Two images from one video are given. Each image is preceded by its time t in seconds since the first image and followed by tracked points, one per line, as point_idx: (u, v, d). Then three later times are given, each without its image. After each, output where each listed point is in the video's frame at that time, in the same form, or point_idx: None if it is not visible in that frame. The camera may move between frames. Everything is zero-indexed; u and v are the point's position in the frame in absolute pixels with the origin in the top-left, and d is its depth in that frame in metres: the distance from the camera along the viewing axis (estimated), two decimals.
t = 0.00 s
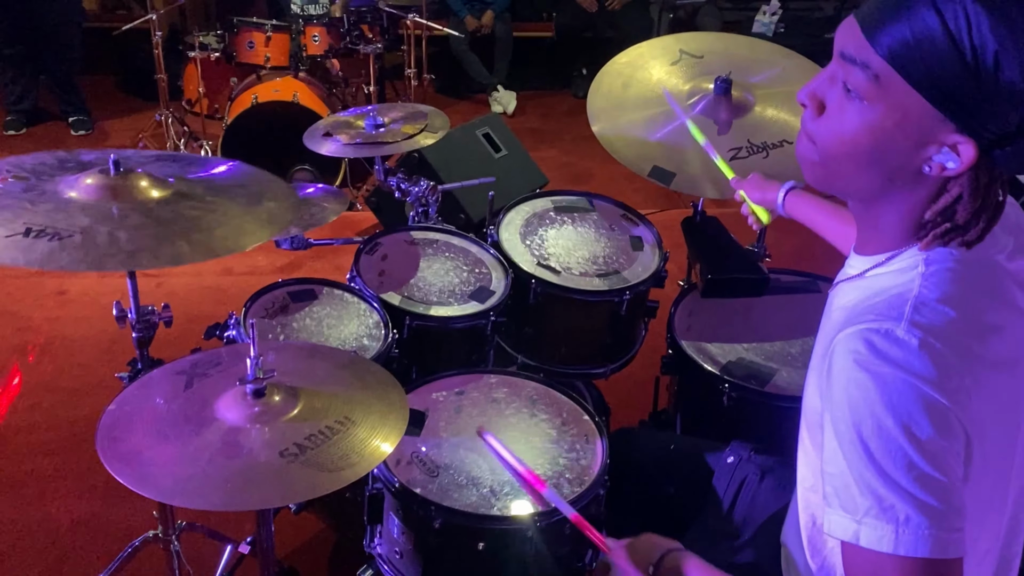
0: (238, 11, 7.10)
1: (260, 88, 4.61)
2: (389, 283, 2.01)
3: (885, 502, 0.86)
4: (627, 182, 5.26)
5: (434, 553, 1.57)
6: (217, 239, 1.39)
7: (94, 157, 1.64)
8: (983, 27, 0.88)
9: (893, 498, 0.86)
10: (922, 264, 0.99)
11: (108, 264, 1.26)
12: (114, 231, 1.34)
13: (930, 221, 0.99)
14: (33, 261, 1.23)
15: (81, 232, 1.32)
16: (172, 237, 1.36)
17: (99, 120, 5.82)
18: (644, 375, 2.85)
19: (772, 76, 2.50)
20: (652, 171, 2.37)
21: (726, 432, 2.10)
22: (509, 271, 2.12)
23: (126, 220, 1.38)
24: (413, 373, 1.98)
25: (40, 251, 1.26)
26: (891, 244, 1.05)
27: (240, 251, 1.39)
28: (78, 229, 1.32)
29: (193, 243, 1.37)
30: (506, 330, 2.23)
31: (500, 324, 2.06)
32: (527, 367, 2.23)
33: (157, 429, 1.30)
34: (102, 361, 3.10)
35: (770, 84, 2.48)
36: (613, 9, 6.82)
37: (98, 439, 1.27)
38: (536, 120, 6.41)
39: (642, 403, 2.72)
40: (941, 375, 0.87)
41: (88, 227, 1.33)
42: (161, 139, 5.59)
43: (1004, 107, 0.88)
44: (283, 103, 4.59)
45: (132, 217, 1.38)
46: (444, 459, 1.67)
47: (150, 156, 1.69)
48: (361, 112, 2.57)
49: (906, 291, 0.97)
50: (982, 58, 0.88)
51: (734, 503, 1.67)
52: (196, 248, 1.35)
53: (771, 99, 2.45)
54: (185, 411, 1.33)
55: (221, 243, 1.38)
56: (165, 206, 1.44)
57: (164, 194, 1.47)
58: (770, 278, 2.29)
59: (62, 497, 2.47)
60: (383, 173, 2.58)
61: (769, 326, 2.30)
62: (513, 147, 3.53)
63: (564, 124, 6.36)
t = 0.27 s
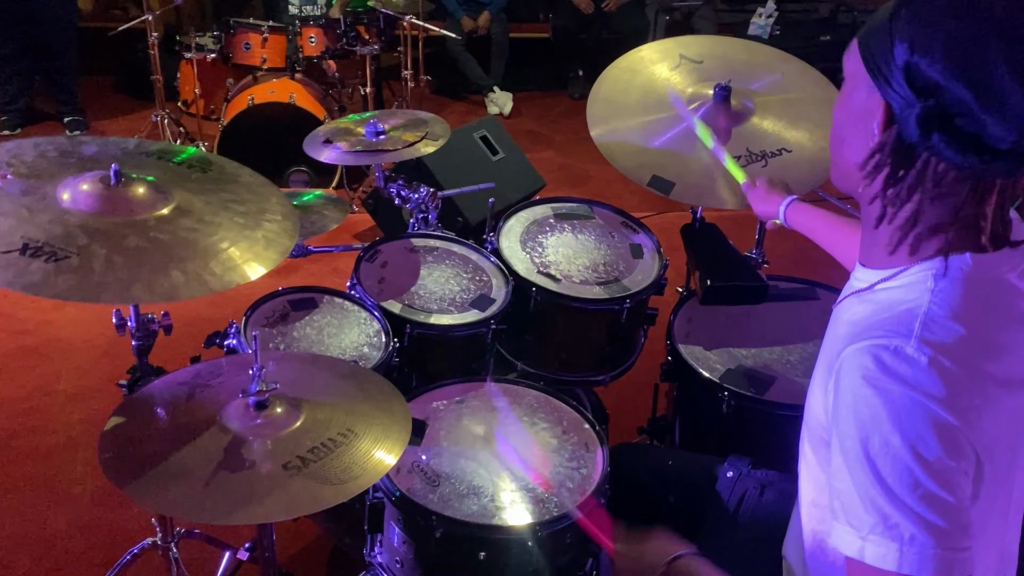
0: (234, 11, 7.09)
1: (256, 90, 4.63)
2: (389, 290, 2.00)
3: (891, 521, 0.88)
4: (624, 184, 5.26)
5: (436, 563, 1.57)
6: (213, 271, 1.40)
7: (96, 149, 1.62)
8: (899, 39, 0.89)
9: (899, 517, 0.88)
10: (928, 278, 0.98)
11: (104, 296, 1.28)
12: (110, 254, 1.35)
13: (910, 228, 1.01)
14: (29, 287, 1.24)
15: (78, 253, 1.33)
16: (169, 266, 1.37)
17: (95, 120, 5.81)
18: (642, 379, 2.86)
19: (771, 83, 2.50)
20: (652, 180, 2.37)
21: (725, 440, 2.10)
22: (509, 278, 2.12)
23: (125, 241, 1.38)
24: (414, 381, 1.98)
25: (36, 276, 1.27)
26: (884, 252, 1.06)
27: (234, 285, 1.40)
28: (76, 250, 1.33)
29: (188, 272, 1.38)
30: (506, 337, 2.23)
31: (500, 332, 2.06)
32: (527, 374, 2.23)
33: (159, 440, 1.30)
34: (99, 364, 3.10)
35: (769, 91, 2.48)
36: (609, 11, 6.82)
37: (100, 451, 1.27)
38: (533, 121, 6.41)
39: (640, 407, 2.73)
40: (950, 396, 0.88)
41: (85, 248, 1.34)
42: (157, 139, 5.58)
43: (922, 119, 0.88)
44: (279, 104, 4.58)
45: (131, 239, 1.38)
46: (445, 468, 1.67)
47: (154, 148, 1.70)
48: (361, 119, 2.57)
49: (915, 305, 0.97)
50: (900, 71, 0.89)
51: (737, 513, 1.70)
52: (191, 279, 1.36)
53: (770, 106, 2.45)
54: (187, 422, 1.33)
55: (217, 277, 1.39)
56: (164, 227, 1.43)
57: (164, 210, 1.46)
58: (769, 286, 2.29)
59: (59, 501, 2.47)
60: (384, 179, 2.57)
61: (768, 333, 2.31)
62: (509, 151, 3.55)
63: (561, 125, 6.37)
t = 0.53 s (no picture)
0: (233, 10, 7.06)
1: (255, 90, 4.59)
2: (392, 300, 1.99)
3: (907, 545, 0.89)
4: (625, 185, 5.25)
5: None
6: (218, 262, 1.33)
7: (106, 176, 1.62)
8: (900, 48, 0.93)
9: (914, 541, 0.88)
10: (934, 299, 0.98)
11: (102, 290, 1.21)
12: (112, 254, 1.29)
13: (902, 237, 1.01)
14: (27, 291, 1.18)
15: (79, 256, 1.27)
16: (170, 259, 1.30)
17: (94, 119, 5.78)
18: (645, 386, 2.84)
19: (777, 90, 2.47)
20: (656, 185, 2.36)
21: (730, 450, 2.09)
22: (512, 286, 2.11)
23: (127, 242, 1.32)
24: (417, 391, 1.96)
25: (35, 280, 1.21)
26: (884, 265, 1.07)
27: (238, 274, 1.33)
28: (77, 254, 1.28)
29: (191, 265, 1.31)
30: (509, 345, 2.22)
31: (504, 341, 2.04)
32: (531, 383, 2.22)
33: (162, 456, 1.28)
34: (98, 368, 3.08)
35: (774, 99, 2.45)
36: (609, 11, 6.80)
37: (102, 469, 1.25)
38: (533, 122, 6.39)
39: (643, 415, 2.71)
40: (957, 419, 0.88)
41: (87, 250, 1.28)
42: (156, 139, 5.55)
43: (914, 117, 0.92)
44: (279, 105, 4.56)
45: (132, 239, 1.33)
46: (449, 482, 1.66)
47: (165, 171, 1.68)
48: (365, 126, 2.55)
49: (918, 327, 0.96)
50: (898, 76, 0.94)
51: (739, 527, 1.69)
52: (195, 271, 1.29)
53: (776, 113, 2.41)
54: (190, 437, 1.31)
55: (220, 266, 1.32)
56: (167, 227, 1.38)
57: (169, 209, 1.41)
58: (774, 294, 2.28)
59: (57, 508, 2.45)
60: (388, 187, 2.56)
61: (772, 342, 2.30)
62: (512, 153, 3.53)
63: (561, 126, 6.35)
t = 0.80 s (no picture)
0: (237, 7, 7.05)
1: (259, 87, 4.58)
2: (398, 305, 1.97)
3: (918, 554, 0.87)
4: (629, 185, 5.23)
5: None
6: (217, 286, 1.32)
7: (110, 170, 1.59)
8: (928, 50, 0.92)
9: (926, 550, 0.86)
10: (962, 308, 0.95)
11: (101, 307, 1.20)
12: (112, 267, 1.28)
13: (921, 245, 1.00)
14: (24, 302, 1.17)
15: (79, 267, 1.26)
16: (171, 278, 1.30)
17: (98, 115, 5.77)
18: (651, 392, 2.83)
19: (787, 93, 2.44)
20: (664, 191, 2.33)
21: (738, 459, 2.07)
22: (519, 293, 2.09)
23: (128, 255, 1.31)
24: (422, 397, 1.95)
25: (33, 290, 1.20)
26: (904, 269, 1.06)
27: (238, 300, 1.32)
28: (76, 264, 1.26)
29: (191, 286, 1.30)
30: (516, 351, 2.20)
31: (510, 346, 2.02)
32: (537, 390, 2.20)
33: (166, 466, 1.26)
34: (101, 368, 3.07)
35: (784, 103, 2.42)
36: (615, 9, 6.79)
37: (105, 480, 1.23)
38: (537, 120, 6.38)
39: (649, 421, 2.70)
40: (978, 427, 0.86)
41: (86, 261, 1.27)
42: (160, 136, 5.54)
43: (939, 122, 0.91)
44: (283, 102, 4.54)
45: (134, 254, 1.32)
46: (454, 490, 1.64)
47: (169, 169, 1.67)
48: (370, 129, 2.53)
49: (943, 335, 0.94)
50: (924, 80, 0.92)
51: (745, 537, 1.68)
52: (193, 293, 1.29)
53: (786, 117, 2.39)
54: (195, 447, 1.29)
55: (220, 291, 1.31)
56: (170, 241, 1.37)
57: (173, 223, 1.42)
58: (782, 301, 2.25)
59: (59, 509, 2.44)
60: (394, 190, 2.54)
61: (780, 349, 2.27)
62: (517, 153, 3.51)
63: (565, 124, 6.33)
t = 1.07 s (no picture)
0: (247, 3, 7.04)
1: (268, 84, 4.56)
2: (399, 310, 1.95)
3: None
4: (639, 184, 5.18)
5: None
6: (210, 292, 1.27)
7: (111, 174, 1.55)
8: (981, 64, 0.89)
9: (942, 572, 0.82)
10: (979, 326, 0.93)
11: (89, 319, 1.17)
12: (105, 277, 1.25)
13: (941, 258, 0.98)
14: (12, 314, 1.14)
15: (71, 276, 1.23)
16: (164, 286, 1.25)
17: (107, 111, 5.78)
18: (657, 398, 2.80)
19: (798, 96, 2.40)
20: (672, 195, 2.28)
21: (744, 468, 2.04)
22: (523, 298, 2.07)
23: (121, 262, 1.28)
24: (424, 403, 1.94)
25: (22, 302, 1.17)
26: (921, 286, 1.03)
27: (233, 306, 1.27)
28: (69, 273, 1.24)
29: (184, 294, 1.25)
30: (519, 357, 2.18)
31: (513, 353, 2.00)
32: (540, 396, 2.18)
33: (160, 475, 1.23)
34: (105, 367, 3.06)
35: (795, 105, 2.38)
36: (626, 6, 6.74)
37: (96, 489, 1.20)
38: (547, 118, 6.34)
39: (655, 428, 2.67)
40: (999, 448, 0.82)
41: (79, 271, 1.24)
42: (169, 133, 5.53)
43: (979, 135, 0.88)
44: (292, 100, 4.51)
45: (127, 261, 1.29)
46: (454, 500, 1.62)
47: (172, 170, 1.62)
48: (373, 131, 2.50)
49: (962, 354, 0.91)
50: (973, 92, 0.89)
51: (756, 553, 1.62)
52: (185, 301, 1.24)
53: (797, 120, 2.35)
54: (190, 457, 1.26)
55: (213, 297, 1.26)
56: (164, 247, 1.33)
57: (172, 227, 1.37)
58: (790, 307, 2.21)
59: (60, 510, 2.42)
60: (398, 194, 2.52)
61: (788, 357, 2.24)
62: (523, 154, 3.53)
63: (575, 122, 6.29)
